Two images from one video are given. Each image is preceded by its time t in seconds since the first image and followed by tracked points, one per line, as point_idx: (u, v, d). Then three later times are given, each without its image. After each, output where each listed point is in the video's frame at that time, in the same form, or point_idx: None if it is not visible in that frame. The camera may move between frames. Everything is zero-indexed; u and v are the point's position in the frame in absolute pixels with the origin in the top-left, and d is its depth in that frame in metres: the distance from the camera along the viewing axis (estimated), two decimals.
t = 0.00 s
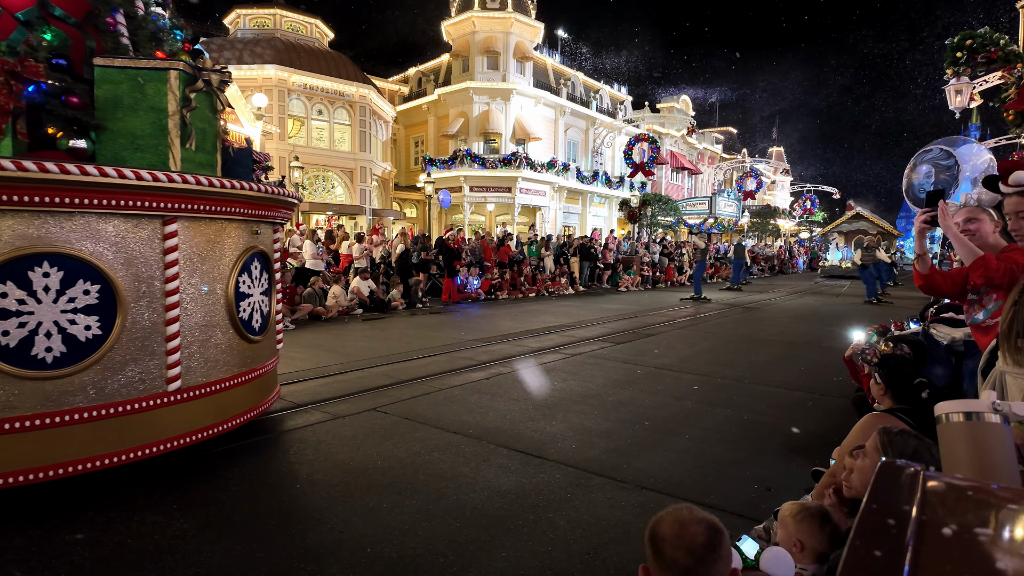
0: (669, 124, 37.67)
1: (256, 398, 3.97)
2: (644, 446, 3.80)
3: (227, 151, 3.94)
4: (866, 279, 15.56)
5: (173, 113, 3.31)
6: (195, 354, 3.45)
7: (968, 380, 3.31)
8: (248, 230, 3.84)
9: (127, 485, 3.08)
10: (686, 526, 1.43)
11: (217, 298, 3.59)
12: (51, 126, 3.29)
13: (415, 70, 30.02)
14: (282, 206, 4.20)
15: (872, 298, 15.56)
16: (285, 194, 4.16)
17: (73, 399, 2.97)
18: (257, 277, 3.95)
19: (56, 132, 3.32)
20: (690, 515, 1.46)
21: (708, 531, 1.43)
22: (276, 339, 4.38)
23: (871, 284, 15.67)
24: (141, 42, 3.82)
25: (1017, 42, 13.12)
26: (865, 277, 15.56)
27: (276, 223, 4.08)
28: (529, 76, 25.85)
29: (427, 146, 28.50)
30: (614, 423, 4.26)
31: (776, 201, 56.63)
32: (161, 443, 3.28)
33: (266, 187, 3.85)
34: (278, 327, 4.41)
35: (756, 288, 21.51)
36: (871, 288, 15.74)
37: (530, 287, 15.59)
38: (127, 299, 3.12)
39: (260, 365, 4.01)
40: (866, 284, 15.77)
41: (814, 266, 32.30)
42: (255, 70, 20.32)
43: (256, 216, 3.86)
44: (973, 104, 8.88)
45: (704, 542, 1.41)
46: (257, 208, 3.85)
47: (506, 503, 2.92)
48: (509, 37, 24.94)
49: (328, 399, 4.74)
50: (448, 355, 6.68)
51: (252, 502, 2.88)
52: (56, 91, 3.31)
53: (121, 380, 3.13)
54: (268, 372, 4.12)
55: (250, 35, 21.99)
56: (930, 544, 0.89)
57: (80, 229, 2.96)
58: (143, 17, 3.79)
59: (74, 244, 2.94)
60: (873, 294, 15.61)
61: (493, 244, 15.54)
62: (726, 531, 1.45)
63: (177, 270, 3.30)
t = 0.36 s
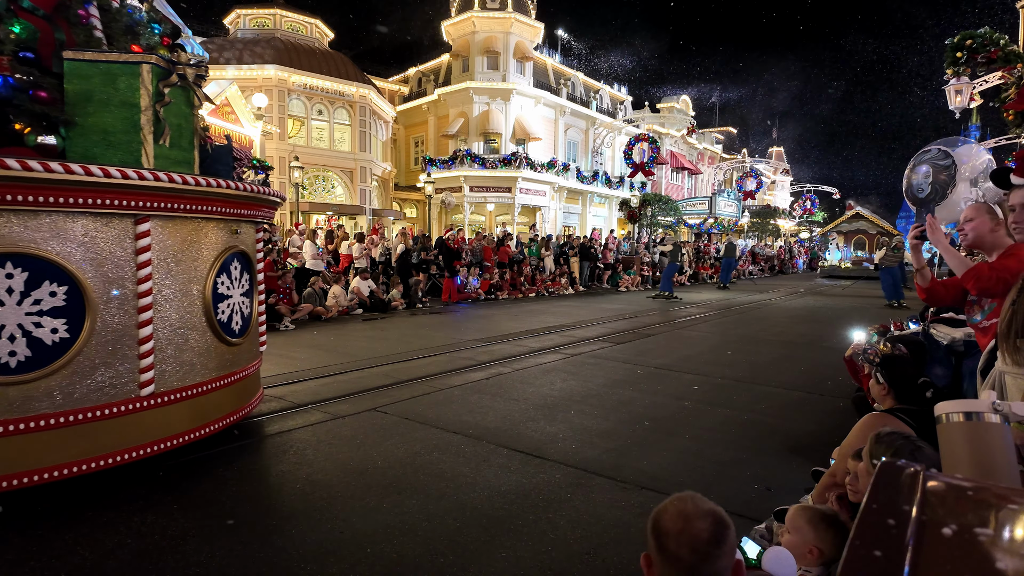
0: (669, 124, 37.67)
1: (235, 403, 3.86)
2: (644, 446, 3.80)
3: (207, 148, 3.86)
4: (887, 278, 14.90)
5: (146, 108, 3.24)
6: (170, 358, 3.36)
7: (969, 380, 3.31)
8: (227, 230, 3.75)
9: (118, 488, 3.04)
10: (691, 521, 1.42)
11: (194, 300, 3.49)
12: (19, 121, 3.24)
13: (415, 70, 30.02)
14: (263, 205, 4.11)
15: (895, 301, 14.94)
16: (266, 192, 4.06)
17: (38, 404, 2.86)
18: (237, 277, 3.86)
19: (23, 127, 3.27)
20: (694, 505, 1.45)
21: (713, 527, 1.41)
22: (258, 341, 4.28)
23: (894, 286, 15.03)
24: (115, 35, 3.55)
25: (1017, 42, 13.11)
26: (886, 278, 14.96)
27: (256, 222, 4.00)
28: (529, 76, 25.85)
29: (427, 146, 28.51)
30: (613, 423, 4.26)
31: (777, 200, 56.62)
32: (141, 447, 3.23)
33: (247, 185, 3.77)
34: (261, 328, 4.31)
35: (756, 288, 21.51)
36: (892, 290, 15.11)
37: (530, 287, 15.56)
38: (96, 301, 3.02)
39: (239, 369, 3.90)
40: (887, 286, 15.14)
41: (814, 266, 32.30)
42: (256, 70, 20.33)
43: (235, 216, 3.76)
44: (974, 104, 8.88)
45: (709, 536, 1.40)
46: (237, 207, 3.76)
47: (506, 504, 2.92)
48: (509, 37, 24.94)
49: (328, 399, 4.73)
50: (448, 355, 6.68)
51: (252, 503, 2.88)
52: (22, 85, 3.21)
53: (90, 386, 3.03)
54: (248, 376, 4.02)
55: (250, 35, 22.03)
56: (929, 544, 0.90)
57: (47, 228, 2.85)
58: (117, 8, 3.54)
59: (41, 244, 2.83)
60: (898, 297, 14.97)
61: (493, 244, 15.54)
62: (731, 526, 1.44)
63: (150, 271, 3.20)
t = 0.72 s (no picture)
0: (669, 124, 37.69)
1: (213, 407, 3.80)
2: (644, 446, 3.80)
3: (184, 145, 3.84)
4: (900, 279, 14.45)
5: (117, 103, 3.20)
6: (142, 360, 3.29)
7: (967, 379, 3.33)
8: (206, 230, 3.70)
9: (111, 487, 3.05)
10: (708, 525, 1.39)
11: (168, 302, 3.43)
12: None
13: (415, 70, 30.00)
14: (243, 204, 4.05)
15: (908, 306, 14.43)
16: (245, 191, 4.00)
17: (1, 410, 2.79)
18: (216, 278, 3.80)
19: None
20: (709, 509, 1.43)
21: (733, 532, 1.39)
22: (239, 342, 4.21)
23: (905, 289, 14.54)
24: (88, 28, 3.51)
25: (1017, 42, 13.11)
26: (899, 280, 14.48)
27: (236, 222, 3.96)
28: (529, 76, 25.85)
29: (427, 146, 28.52)
30: (613, 423, 4.27)
31: (777, 200, 56.57)
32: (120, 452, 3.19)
33: (226, 184, 3.74)
34: (243, 329, 4.28)
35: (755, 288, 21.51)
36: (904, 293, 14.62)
37: (531, 287, 15.55)
38: (63, 303, 2.96)
39: (217, 371, 3.84)
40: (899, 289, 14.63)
41: (814, 266, 32.29)
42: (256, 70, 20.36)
43: (213, 215, 3.70)
44: (973, 104, 8.86)
45: (728, 539, 1.38)
46: (215, 205, 3.70)
47: (506, 503, 2.92)
48: (509, 37, 24.95)
49: (328, 399, 4.74)
50: (448, 355, 6.68)
51: (251, 502, 2.88)
52: None
53: (57, 391, 2.97)
54: (228, 378, 3.95)
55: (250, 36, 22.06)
56: (928, 544, 0.90)
57: (12, 227, 2.80)
58: None
59: (4, 244, 2.78)
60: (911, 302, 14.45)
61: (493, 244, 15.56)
62: (747, 530, 1.43)
63: (120, 271, 3.14)
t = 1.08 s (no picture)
0: (669, 124, 37.68)
1: (191, 412, 3.66)
2: (644, 446, 3.80)
3: (159, 141, 3.66)
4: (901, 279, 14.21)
5: (86, 97, 3.06)
6: (113, 364, 3.16)
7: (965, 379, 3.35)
8: (183, 229, 3.57)
9: (107, 488, 3.04)
10: (732, 533, 1.35)
11: (143, 303, 3.30)
12: None
13: (415, 70, 30.00)
14: (222, 202, 3.92)
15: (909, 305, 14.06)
16: (224, 189, 3.87)
17: None
18: (194, 278, 3.67)
19: None
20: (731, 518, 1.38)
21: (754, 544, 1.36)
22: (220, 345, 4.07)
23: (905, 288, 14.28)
24: (59, 20, 3.17)
25: (1017, 42, 13.12)
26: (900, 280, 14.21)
27: (215, 221, 3.84)
28: (529, 76, 25.86)
29: (427, 146, 28.53)
30: (613, 423, 4.26)
31: (777, 200, 56.52)
32: (102, 455, 3.10)
33: (206, 182, 3.63)
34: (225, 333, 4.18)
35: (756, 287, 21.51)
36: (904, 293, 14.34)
37: (531, 287, 15.55)
38: (27, 305, 2.82)
39: (195, 375, 3.70)
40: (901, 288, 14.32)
41: (814, 266, 32.30)
42: (256, 71, 20.38)
43: (190, 213, 3.57)
44: (973, 104, 8.80)
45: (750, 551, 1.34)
46: (193, 204, 3.58)
47: (506, 503, 2.92)
48: (509, 37, 24.95)
49: (329, 399, 4.74)
50: (448, 355, 6.68)
51: (251, 503, 2.88)
52: None
53: (21, 397, 2.83)
54: (207, 382, 3.81)
55: (250, 36, 22.08)
56: (928, 543, 0.90)
57: None
58: None
59: None
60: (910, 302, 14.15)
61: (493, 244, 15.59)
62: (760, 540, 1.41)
63: (90, 272, 3.01)
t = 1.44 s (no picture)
0: (669, 124, 37.66)
1: (167, 416, 3.55)
2: (644, 446, 3.80)
3: (133, 139, 3.50)
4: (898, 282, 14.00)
5: (53, 91, 2.96)
6: (81, 368, 3.05)
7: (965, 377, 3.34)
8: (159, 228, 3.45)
9: (105, 488, 3.04)
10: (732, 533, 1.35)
11: (114, 305, 3.18)
12: None
13: (415, 70, 30.00)
14: (202, 201, 3.79)
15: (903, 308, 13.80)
16: (204, 188, 3.75)
17: None
18: (171, 279, 3.56)
19: None
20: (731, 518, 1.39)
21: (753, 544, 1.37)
22: (200, 348, 3.95)
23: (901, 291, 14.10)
24: (28, 13, 2.91)
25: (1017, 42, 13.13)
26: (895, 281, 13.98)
27: (194, 221, 3.74)
28: (529, 76, 25.85)
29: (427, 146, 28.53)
30: (613, 423, 4.26)
31: (776, 200, 56.51)
32: (79, 461, 3.03)
33: (185, 181, 3.53)
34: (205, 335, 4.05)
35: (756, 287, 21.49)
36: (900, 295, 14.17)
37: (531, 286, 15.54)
38: None
39: (171, 379, 3.59)
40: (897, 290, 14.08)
41: (814, 266, 32.31)
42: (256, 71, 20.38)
43: (166, 213, 3.46)
44: (975, 105, 8.66)
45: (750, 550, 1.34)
46: (170, 202, 3.47)
47: (506, 504, 2.92)
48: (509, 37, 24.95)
49: (328, 399, 4.74)
50: (448, 355, 6.67)
51: (249, 503, 2.88)
52: None
53: None
54: (185, 387, 3.70)
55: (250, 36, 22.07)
56: (928, 544, 0.90)
57: None
58: None
59: None
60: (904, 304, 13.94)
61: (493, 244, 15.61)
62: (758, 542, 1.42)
63: (55, 273, 2.89)
